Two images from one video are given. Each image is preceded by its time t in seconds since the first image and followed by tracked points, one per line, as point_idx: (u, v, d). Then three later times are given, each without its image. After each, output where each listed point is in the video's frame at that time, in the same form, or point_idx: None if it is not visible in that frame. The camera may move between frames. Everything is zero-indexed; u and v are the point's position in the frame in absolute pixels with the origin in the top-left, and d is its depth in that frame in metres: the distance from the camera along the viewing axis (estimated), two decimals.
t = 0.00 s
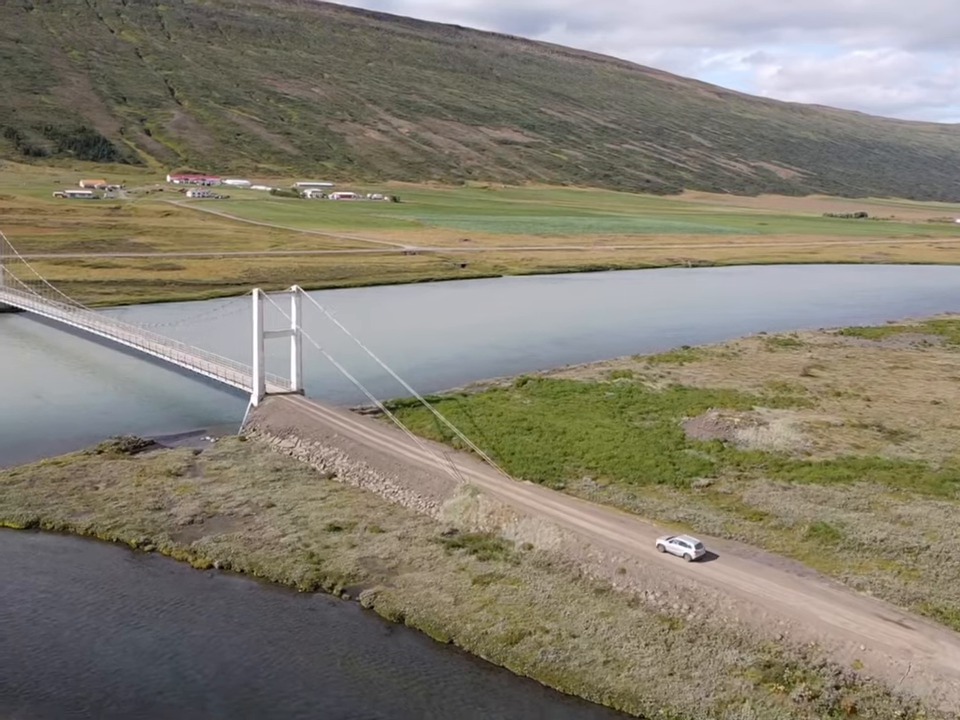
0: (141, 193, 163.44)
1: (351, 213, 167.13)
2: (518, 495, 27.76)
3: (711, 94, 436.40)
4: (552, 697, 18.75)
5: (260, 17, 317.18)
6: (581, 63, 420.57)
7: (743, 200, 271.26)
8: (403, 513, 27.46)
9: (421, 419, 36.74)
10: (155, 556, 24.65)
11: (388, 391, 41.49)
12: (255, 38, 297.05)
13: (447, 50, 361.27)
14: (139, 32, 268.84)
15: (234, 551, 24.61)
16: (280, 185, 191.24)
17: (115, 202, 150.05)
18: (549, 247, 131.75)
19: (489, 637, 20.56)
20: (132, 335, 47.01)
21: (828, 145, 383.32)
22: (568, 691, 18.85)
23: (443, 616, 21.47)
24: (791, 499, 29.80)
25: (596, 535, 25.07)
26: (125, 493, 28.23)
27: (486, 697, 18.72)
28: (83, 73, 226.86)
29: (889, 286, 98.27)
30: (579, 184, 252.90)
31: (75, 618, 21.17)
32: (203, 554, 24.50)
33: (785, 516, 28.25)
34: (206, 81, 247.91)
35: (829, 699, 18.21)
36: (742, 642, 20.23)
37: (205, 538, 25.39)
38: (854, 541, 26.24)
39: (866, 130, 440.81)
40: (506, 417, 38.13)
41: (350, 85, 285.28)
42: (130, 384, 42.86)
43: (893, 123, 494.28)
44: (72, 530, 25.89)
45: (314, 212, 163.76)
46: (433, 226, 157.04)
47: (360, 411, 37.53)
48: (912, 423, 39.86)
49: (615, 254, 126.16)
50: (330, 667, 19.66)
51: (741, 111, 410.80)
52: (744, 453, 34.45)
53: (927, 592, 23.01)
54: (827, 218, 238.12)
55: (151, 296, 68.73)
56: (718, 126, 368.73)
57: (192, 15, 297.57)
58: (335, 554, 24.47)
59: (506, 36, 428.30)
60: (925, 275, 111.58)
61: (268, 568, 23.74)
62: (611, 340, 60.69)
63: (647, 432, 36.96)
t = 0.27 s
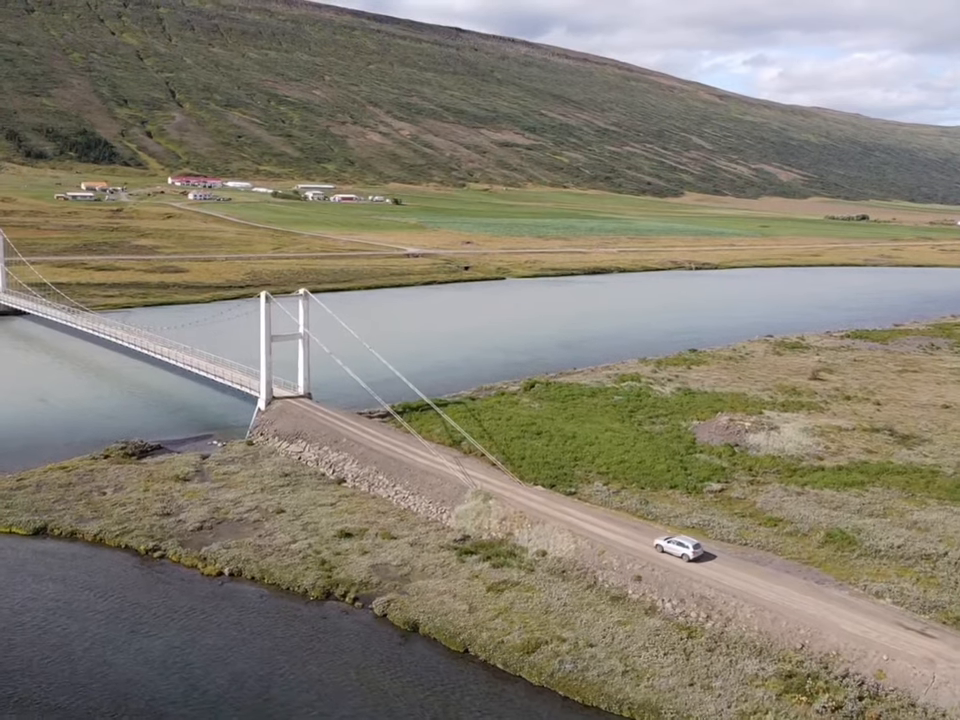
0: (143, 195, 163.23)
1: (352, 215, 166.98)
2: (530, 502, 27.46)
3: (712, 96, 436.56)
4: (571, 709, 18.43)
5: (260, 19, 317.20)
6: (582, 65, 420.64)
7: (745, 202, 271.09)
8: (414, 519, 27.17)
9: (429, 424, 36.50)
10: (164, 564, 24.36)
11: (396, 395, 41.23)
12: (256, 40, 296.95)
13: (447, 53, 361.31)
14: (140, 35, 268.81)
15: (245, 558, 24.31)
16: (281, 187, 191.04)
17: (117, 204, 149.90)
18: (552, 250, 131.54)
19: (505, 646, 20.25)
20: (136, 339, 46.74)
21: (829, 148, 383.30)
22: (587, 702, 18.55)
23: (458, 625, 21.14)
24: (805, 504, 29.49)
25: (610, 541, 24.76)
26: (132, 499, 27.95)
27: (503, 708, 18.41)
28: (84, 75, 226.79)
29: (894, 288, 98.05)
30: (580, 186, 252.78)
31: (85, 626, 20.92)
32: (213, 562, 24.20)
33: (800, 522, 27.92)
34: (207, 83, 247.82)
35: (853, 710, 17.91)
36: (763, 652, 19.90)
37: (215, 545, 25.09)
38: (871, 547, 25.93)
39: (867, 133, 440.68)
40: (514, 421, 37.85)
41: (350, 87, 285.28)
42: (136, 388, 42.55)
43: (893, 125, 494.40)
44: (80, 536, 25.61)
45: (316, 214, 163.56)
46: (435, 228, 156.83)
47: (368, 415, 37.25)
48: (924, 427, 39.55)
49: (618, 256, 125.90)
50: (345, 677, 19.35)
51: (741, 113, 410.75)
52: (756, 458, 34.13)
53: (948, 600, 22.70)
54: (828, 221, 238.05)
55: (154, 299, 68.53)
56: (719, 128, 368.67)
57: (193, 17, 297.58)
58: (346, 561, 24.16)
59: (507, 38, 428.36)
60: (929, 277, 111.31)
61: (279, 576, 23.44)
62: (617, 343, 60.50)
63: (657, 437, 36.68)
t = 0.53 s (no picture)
0: (144, 197, 163.04)
1: (354, 216, 166.69)
2: (542, 506, 27.23)
3: (712, 98, 436.52)
4: None
5: (261, 21, 317.11)
6: (582, 67, 420.58)
7: (745, 203, 270.84)
8: (426, 525, 26.86)
9: (438, 426, 36.28)
10: (174, 569, 24.05)
11: (403, 398, 40.98)
12: (256, 42, 296.77)
13: (448, 54, 361.16)
14: (140, 36, 268.62)
15: (256, 565, 24.00)
16: (282, 188, 190.79)
17: (118, 206, 149.67)
18: (555, 251, 131.25)
19: (521, 654, 19.95)
20: (141, 341, 46.42)
21: (829, 149, 383.18)
22: (607, 712, 18.24)
23: (474, 633, 20.83)
24: (820, 509, 29.13)
25: (625, 546, 24.45)
26: (140, 504, 27.63)
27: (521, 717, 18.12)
28: (85, 76, 226.56)
29: (898, 290, 97.63)
30: (581, 188, 252.53)
31: (96, 634, 20.60)
32: (223, 568, 23.86)
33: (816, 527, 27.61)
34: (208, 85, 247.67)
35: None
36: (785, 661, 19.56)
37: (226, 551, 24.78)
38: (888, 553, 25.63)
39: (867, 134, 440.68)
40: (523, 425, 37.59)
41: (351, 88, 285.17)
42: (141, 391, 42.23)
43: (893, 126, 494.42)
44: (88, 542, 25.31)
45: (318, 216, 163.31)
46: (436, 230, 156.56)
47: (376, 418, 36.99)
48: (936, 430, 39.27)
49: (621, 258, 125.66)
50: (360, 686, 19.01)
51: (741, 115, 410.77)
52: (768, 461, 33.81)
53: None
54: (830, 222, 237.86)
55: (158, 300, 68.29)
56: (719, 129, 368.53)
57: (193, 19, 297.41)
58: (359, 567, 23.84)
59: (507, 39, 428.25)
60: (932, 279, 111.11)
61: (290, 582, 23.15)
62: (623, 345, 60.30)
63: (667, 440, 36.40)
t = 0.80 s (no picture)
0: (146, 199, 162.76)
1: (356, 219, 166.37)
2: (556, 513, 26.87)
3: (712, 101, 436.69)
4: None
5: (262, 23, 317.08)
6: (583, 69, 420.61)
7: (747, 206, 270.62)
8: (439, 531, 26.52)
9: (448, 430, 35.96)
10: (185, 577, 23.72)
11: (412, 401, 40.63)
12: (257, 44, 296.71)
13: (449, 57, 361.22)
14: (141, 39, 268.58)
15: (268, 572, 23.66)
16: (283, 191, 190.56)
17: (120, 208, 149.42)
18: (557, 254, 131.00)
19: (541, 664, 19.61)
20: (146, 344, 46.12)
21: (829, 152, 383.22)
22: None
23: (492, 643, 20.47)
24: (837, 516, 28.82)
25: (642, 554, 24.11)
26: (149, 510, 27.30)
27: None
28: (86, 79, 226.36)
29: (903, 293, 97.26)
30: (582, 190, 252.36)
31: (107, 645, 20.27)
32: (235, 575, 23.55)
33: (834, 534, 27.27)
34: (209, 88, 247.48)
35: None
36: (808, 672, 19.23)
37: (237, 558, 24.44)
38: (908, 561, 25.28)
39: (867, 137, 440.67)
40: (533, 429, 37.29)
41: (352, 91, 285.08)
42: (147, 395, 41.92)
43: (893, 129, 494.66)
44: (96, 549, 24.97)
45: (320, 218, 163.00)
46: (439, 232, 156.28)
47: (385, 423, 36.68)
48: (950, 435, 38.89)
49: (624, 260, 125.37)
50: (378, 698, 18.69)
51: (742, 117, 410.85)
52: (781, 467, 33.49)
53: None
54: (831, 225, 237.65)
55: (162, 303, 67.98)
56: (720, 132, 368.50)
57: (194, 21, 297.32)
58: (373, 575, 23.52)
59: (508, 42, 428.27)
60: (937, 282, 110.78)
61: (304, 591, 22.81)
62: (630, 348, 59.90)
63: (680, 445, 36.07)
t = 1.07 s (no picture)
0: (148, 202, 162.58)
1: (359, 222, 166.12)
2: (571, 519, 26.50)
3: (713, 103, 436.77)
4: None
5: (263, 26, 317.01)
6: (584, 72, 420.68)
7: (748, 209, 270.40)
8: (454, 538, 26.14)
9: (459, 435, 35.65)
10: (197, 585, 23.36)
11: (421, 406, 40.29)
12: (259, 47, 296.69)
13: (450, 60, 361.34)
14: (143, 42, 268.69)
15: (280, 580, 23.31)
16: (285, 194, 190.31)
17: (123, 211, 149.19)
18: (561, 257, 130.68)
19: (563, 675, 19.25)
20: (152, 348, 45.80)
21: (830, 154, 383.05)
22: None
23: (511, 652, 20.12)
24: (856, 522, 28.44)
25: (661, 561, 23.72)
26: (159, 516, 26.93)
27: None
28: (88, 81, 226.24)
29: (908, 296, 96.89)
30: (583, 193, 252.17)
31: (121, 655, 19.93)
32: (248, 583, 23.20)
33: (853, 540, 26.91)
34: (211, 90, 247.34)
35: None
36: (834, 683, 18.86)
37: (249, 566, 24.08)
38: (930, 568, 24.89)
39: (868, 140, 440.45)
40: (545, 434, 36.90)
41: (353, 94, 285.03)
42: (154, 399, 41.61)
43: (893, 132, 494.67)
44: (106, 556, 24.64)
45: (323, 221, 162.75)
46: (441, 235, 156.06)
47: (395, 427, 36.33)
48: None
49: (628, 263, 125.00)
50: (397, 711, 18.32)
51: (743, 120, 410.60)
52: (796, 473, 33.10)
53: None
54: (833, 228, 237.36)
55: (167, 307, 67.69)
56: (721, 135, 368.43)
57: (196, 24, 297.31)
58: (388, 583, 23.16)
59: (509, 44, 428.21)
60: (943, 284, 110.39)
61: (318, 599, 22.45)
62: (638, 351, 59.58)
63: (692, 449, 35.71)
